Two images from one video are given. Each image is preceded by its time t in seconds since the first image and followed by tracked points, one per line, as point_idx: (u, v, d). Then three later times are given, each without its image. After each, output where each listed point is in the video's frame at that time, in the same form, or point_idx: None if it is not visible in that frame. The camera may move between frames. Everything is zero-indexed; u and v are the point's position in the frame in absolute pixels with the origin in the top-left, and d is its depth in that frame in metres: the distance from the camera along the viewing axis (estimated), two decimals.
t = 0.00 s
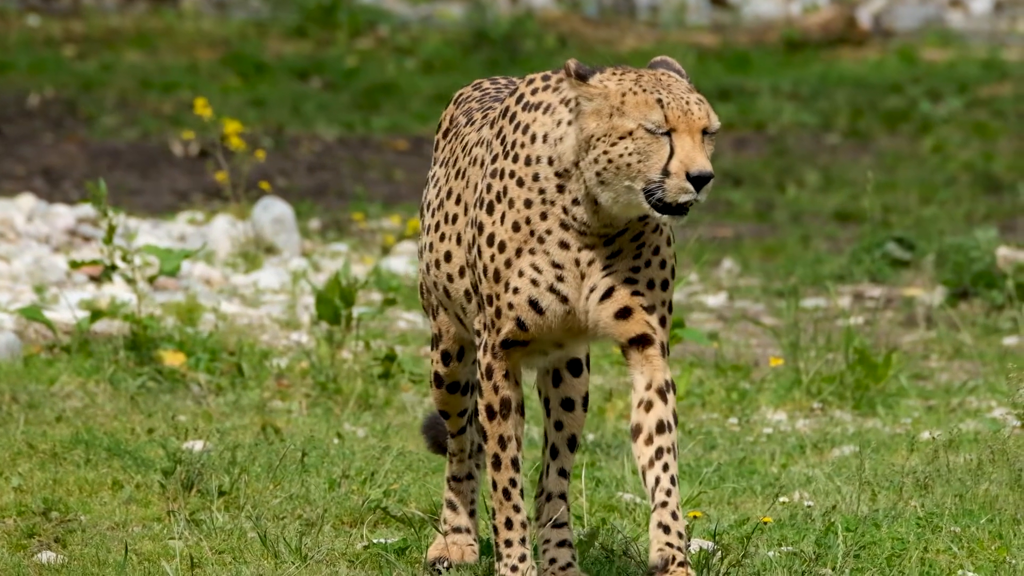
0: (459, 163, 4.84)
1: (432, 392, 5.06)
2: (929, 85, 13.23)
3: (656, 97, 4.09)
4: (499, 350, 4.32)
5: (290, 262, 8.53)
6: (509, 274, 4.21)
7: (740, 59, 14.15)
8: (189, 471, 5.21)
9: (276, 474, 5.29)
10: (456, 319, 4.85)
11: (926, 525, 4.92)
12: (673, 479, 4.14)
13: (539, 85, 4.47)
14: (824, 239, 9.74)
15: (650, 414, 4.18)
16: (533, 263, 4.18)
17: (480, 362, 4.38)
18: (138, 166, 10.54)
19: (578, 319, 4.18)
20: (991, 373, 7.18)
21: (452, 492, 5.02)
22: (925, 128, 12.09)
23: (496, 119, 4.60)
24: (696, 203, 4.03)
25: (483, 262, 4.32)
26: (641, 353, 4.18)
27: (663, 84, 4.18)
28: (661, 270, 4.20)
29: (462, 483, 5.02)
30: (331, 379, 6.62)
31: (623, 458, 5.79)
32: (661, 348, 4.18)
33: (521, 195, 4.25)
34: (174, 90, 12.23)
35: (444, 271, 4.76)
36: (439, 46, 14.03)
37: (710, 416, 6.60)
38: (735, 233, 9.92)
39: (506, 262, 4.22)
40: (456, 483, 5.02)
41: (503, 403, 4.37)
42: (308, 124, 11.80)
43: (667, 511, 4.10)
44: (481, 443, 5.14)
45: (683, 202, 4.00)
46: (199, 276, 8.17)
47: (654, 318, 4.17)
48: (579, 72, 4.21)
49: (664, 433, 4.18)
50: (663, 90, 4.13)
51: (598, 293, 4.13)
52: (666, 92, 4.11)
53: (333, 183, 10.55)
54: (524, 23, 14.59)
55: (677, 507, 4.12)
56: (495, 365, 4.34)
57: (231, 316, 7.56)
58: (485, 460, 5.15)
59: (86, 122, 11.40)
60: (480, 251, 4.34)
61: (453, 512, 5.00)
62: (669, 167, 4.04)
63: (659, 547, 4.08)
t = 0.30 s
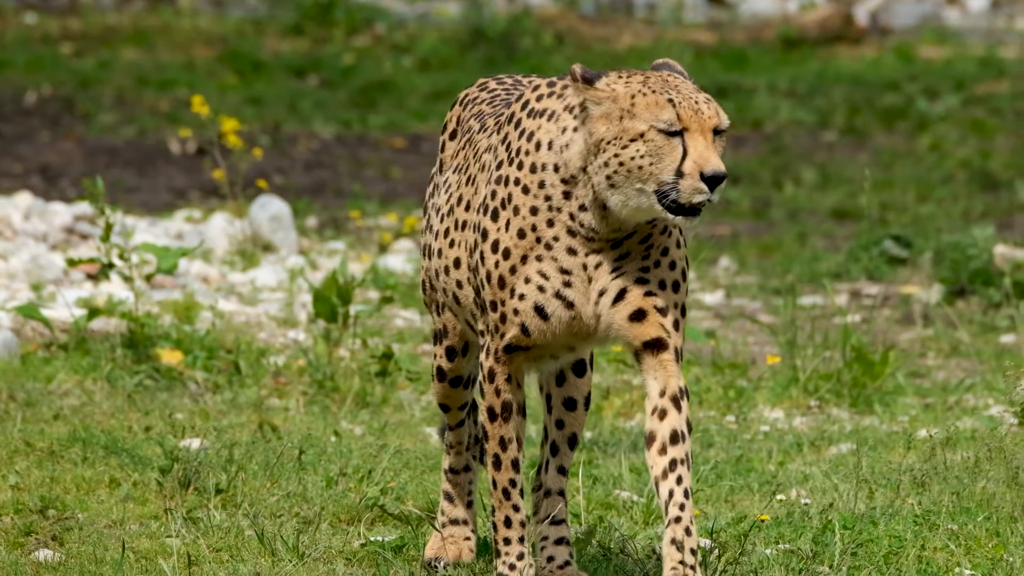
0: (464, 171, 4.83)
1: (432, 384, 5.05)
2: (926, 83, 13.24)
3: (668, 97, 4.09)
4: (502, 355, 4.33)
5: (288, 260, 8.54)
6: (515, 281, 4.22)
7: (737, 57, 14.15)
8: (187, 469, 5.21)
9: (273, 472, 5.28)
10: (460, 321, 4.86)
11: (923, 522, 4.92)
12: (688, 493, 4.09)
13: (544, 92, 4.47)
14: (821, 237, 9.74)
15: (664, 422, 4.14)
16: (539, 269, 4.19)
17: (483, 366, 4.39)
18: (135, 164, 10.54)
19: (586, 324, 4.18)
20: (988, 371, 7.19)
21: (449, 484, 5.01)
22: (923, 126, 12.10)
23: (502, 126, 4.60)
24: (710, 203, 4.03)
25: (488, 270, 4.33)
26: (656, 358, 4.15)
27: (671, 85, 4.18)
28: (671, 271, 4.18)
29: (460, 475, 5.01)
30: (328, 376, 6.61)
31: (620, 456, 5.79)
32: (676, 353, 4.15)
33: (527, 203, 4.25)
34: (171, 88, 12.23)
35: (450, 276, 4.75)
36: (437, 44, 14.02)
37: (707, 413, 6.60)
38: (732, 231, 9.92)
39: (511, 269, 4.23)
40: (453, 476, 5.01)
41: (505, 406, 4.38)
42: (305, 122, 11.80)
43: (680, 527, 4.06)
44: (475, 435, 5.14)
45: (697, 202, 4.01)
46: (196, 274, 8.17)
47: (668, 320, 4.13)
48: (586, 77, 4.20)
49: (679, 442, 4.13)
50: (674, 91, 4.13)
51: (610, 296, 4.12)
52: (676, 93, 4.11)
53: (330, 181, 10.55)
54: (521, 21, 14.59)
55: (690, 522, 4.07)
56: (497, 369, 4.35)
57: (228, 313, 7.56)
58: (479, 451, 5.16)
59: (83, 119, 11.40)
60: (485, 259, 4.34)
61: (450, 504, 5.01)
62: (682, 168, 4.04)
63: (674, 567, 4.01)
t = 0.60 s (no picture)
0: (468, 179, 4.82)
1: (432, 377, 5.06)
2: (923, 81, 13.24)
3: (682, 99, 4.08)
4: (504, 361, 4.34)
5: (285, 258, 8.53)
6: (520, 289, 4.23)
7: (733, 55, 14.15)
8: (183, 466, 5.21)
9: (270, 470, 5.29)
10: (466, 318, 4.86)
11: (920, 521, 4.92)
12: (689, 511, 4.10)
13: (550, 101, 4.46)
14: (818, 235, 9.75)
15: (668, 434, 4.14)
16: (543, 277, 4.19)
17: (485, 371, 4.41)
18: (132, 162, 10.54)
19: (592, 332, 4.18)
20: (985, 369, 7.19)
21: (446, 469, 5.06)
22: (919, 124, 12.10)
23: (507, 134, 4.59)
24: (726, 203, 4.04)
25: (491, 278, 4.33)
26: (662, 369, 4.15)
27: (682, 87, 4.17)
28: (678, 281, 4.19)
29: (457, 461, 5.07)
30: (325, 374, 6.59)
31: (617, 454, 5.79)
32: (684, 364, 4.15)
33: (533, 213, 4.24)
34: (168, 87, 12.22)
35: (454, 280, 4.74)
36: (434, 42, 14.02)
37: (704, 411, 6.60)
38: (728, 229, 9.91)
39: (516, 278, 4.23)
40: (450, 461, 5.08)
41: (506, 408, 4.40)
42: (301, 120, 11.79)
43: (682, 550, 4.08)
44: (471, 419, 5.20)
45: (714, 204, 4.01)
46: (193, 272, 8.17)
47: (676, 332, 4.13)
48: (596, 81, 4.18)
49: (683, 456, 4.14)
50: (687, 93, 4.12)
51: (617, 305, 4.12)
52: (689, 94, 4.11)
53: (327, 179, 10.55)
54: (518, 18, 14.59)
55: (691, 545, 4.09)
56: (499, 374, 4.36)
57: (225, 311, 7.56)
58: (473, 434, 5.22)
59: (80, 118, 11.39)
60: (489, 267, 4.34)
61: (447, 488, 5.05)
62: (699, 169, 4.03)
63: None
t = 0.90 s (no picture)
0: (477, 185, 4.78)
1: (432, 372, 5.05)
2: (919, 79, 13.24)
3: (701, 104, 4.05)
4: (507, 367, 4.34)
5: (281, 256, 8.53)
6: (527, 302, 4.22)
7: (729, 53, 14.16)
8: (179, 465, 5.21)
9: (266, 469, 5.29)
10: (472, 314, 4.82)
11: (915, 518, 4.93)
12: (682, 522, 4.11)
13: (559, 115, 4.43)
14: (814, 233, 9.76)
15: (667, 444, 4.15)
16: (551, 290, 4.18)
17: (487, 375, 4.41)
18: (128, 160, 10.53)
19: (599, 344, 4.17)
20: (980, 366, 7.20)
21: (441, 453, 5.09)
22: (915, 122, 12.11)
23: (515, 142, 4.55)
24: (747, 207, 4.02)
25: (499, 289, 4.31)
26: (666, 378, 4.16)
27: (697, 93, 4.14)
28: (689, 290, 4.17)
29: (452, 444, 5.11)
30: (321, 372, 6.59)
31: (613, 452, 5.78)
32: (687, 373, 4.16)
33: (544, 227, 4.21)
34: (164, 84, 12.21)
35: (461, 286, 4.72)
36: (430, 40, 14.02)
37: (700, 409, 6.60)
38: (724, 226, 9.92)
39: (524, 290, 4.22)
40: (445, 444, 5.11)
41: (507, 412, 4.42)
42: (298, 118, 11.79)
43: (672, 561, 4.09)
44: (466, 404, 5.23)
45: (736, 208, 3.99)
46: (189, 270, 8.18)
47: (685, 342, 4.13)
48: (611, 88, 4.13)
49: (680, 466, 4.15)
50: (704, 98, 4.10)
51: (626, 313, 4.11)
52: (706, 100, 4.08)
53: (323, 177, 10.55)
54: (514, 16, 14.59)
55: (681, 557, 4.10)
56: (501, 377, 4.37)
57: (221, 309, 7.56)
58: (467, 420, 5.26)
59: (76, 116, 11.39)
60: (496, 279, 4.32)
61: (442, 472, 5.07)
62: (719, 174, 4.00)
63: None
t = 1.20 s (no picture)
0: (486, 186, 4.75)
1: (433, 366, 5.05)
2: (915, 77, 13.25)
3: (721, 107, 4.05)
4: (512, 371, 4.34)
5: (277, 255, 8.53)
6: (539, 309, 4.20)
7: (726, 52, 14.16)
8: (176, 464, 5.21)
9: (263, 468, 5.29)
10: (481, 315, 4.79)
11: (911, 517, 4.93)
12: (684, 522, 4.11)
13: (565, 125, 4.38)
14: (810, 231, 9.76)
15: (673, 441, 4.17)
16: (563, 297, 4.16)
17: (492, 378, 4.40)
18: (125, 158, 10.53)
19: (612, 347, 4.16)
20: (977, 364, 7.21)
21: (439, 441, 5.13)
22: (912, 121, 12.12)
23: (523, 145, 4.52)
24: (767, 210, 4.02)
25: (508, 297, 4.28)
26: (677, 375, 4.18)
27: (714, 96, 4.14)
28: (703, 284, 4.20)
29: (449, 433, 5.15)
30: (317, 371, 6.59)
31: (609, 451, 5.78)
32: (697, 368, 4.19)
33: (557, 238, 4.18)
34: (161, 83, 12.21)
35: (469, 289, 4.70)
36: (427, 39, 14.02)
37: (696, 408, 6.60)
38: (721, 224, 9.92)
39: (536, 299, 4.20)
40: (443, 433, 5.15)
41: (510, 413, 4.41)
42: (294, 116, 11.79)
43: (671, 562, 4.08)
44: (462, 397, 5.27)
45: (756, 211, 3.99)
46: (185, 269, 8.18)
47: (698, 338, 4.16)
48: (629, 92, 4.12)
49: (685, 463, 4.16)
50: (723, 101, 4.09)
51: (643, 312, 4.11)
52: (726, 102, 4.08)
53: (320, 176, 10.54)
54: (511, 15, 14.59)
55: (679, 557, 4.10)
56: (505, 380, 4.37)
57: (218, 308, 7.55)
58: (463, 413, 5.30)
59: (73, 114, 11.38)
60: (506, 288, 4.29)
61: (439, 460, 5.10)
62: (740, 177, 3.99)
63: None
